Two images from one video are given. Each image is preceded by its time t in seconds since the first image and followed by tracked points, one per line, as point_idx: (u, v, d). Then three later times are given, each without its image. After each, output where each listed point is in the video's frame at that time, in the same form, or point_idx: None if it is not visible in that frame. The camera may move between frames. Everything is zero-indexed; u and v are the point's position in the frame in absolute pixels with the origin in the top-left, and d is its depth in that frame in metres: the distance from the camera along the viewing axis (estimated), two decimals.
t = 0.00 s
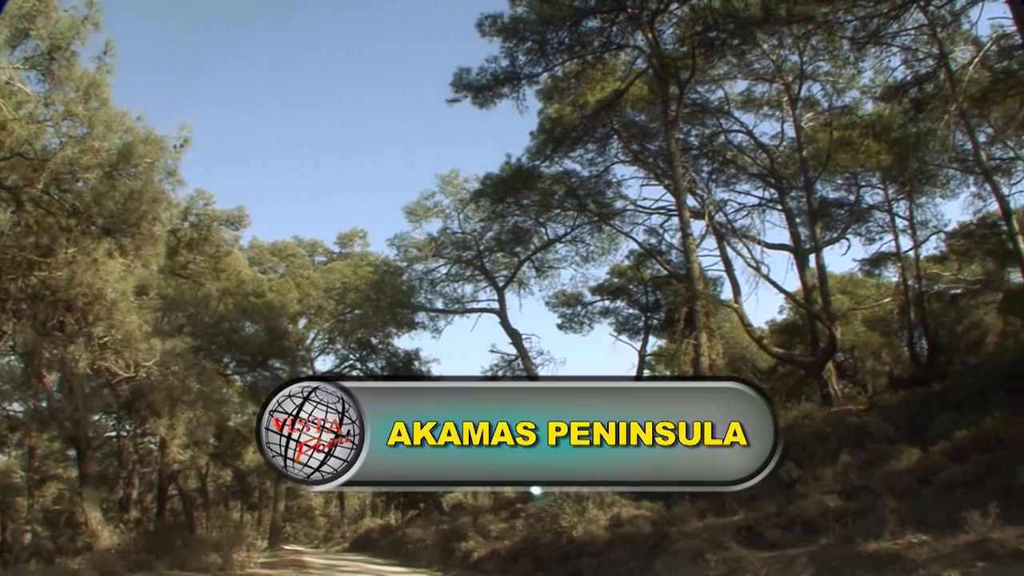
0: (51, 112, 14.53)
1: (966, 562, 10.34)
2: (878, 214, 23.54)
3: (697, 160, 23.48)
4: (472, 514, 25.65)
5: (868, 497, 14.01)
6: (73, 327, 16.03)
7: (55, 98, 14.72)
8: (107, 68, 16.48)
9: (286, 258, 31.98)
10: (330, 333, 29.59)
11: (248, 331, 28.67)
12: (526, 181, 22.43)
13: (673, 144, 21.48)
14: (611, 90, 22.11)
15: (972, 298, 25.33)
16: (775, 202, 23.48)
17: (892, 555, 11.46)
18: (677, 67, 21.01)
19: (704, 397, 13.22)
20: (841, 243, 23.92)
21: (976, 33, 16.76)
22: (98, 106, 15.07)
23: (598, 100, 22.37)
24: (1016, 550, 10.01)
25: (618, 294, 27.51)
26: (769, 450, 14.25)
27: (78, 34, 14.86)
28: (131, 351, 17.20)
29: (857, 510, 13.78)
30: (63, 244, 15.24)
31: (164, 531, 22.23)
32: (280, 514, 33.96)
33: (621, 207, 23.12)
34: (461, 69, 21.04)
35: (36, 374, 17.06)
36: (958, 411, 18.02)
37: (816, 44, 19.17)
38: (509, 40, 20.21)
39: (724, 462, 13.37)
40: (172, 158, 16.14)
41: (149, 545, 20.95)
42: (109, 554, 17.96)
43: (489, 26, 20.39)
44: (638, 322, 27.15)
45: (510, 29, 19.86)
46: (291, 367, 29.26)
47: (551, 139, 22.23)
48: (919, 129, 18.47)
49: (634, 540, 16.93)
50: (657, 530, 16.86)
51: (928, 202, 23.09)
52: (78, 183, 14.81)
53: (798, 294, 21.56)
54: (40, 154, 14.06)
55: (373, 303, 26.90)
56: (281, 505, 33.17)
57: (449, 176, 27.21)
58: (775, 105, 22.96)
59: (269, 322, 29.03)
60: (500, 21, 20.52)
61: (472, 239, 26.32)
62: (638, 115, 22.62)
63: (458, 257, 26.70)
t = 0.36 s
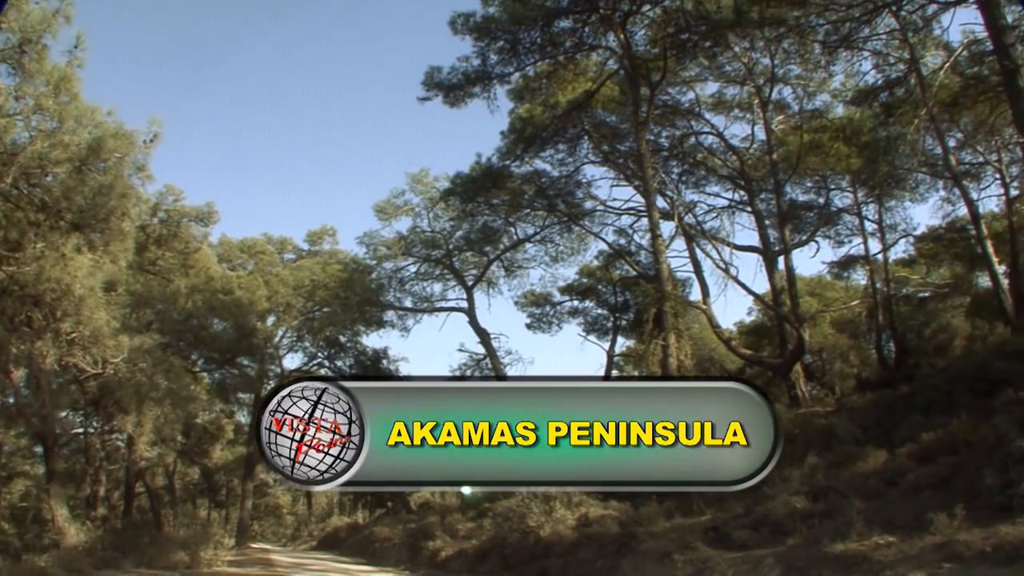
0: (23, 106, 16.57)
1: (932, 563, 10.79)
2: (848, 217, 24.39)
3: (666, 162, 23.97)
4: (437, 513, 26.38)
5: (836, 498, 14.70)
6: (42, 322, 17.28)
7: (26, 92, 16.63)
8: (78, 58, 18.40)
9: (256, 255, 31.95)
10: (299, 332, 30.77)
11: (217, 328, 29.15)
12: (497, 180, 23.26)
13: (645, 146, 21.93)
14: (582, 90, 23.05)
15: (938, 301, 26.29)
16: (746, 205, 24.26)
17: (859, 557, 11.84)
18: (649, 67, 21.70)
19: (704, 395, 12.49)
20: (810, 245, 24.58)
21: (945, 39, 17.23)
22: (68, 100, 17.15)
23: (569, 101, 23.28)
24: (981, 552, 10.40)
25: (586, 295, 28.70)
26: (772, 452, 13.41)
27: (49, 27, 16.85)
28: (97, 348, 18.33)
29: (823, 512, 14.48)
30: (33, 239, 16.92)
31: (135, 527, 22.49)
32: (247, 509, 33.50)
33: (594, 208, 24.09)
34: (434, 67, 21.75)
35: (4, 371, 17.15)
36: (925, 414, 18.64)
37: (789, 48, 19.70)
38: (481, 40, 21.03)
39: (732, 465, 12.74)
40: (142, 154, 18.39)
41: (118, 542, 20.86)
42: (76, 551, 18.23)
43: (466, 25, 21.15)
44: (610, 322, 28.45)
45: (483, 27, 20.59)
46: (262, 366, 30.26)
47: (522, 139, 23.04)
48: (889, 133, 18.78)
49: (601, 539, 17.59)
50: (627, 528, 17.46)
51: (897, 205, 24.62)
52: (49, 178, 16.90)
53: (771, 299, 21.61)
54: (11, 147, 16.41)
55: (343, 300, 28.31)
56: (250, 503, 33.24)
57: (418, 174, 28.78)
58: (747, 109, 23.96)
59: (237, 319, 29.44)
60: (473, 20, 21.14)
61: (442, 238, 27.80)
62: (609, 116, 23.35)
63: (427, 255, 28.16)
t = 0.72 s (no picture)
0: None
1: (897, 565, 10.97)
2: (817, 219, 24.60)
3: (636, 162, 24.34)
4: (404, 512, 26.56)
5: (801, 499, 14.95)
6: (10, 318, 17.34)
7: None
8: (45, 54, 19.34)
9: (224, 252, 32.37)
10: (266, 329, 30.90)
11: (184, 324, 28.95)
12: (465, 179, 23.47)
13: (614, 146, 22.13)
14: (553, 91, 22.96)
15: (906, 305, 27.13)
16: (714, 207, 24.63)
17: (825, 558, 12.01)
18: (619, 69, 21.84)
19: (704, 395, 12.50)
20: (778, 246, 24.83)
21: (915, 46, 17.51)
22: (37, 95, 18.05)
23: (539, 100, 23.36)
24: (946, 554, 10.55)
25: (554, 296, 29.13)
26: (770, 456, 12.81)
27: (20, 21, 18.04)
28: (64, 343, 18.37)
29: (789, 513, 14.69)
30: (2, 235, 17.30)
31: (101, 523, 22.50)
32: (214, 506, 33.33)
33: (562, 209, 24.36)
34: (404, 65, 21.82)
35: None
36: (890, 416, 18.96)
37: (758, 50, 20.17)
38: (451, 38, 21.15)
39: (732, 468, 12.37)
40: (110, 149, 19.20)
41: (82, 538, 20.70)
42: (42, 549, 18.92)
43: (435, 24, 21.09)
44: (576, 322, 28.85)
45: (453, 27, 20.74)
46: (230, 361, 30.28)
47: (493, 139, 23.23)
48: (859, 137, 19.19)
49: (566, 540, 17.82)
50: (592, 529, 17.69)
51: (865, 209, 25.07)
52: (18, 171, 17.77)
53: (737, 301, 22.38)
54: None
55: (310, 297, 28.68)
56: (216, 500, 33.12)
57: (387, 173, 29.36)
58: (716, 109, 24.08)
59: (205, 315, 29.33)
60: (444, 19, 21.22)
61: (410, 237, 28.32)
62: (579, 117, 23.67)
63: (395, 254, 28.67)
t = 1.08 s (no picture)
0: None
1: (862, 566, 11.33)
2: (783, 222, 25.15)
3: (603, 163, 24.71)
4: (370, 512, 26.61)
5: (766, 501, 15.33)
6: None
7: None
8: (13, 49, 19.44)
9: (189, 249, 32.07)
10: (233, 327, 30.67)
11: (149, 321, 28.28)
12: (433, 178, 23.64)
13: (582, 148, 22.29)
14: (521, 91, 23.19)
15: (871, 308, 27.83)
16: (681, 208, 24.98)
17: (789, 558, 12.34)
18: (588, 71, 22.09)
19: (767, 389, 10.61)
20: (743, 248, 25.41)
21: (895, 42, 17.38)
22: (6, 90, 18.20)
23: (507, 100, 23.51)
24: (910, 555, 10.97)
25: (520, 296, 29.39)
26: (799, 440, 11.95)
27: None
28: (30, 339, 18.15)
29: (755, 513, 15.03)
30: None
31: (65, 521, 22.31)
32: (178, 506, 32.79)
33: (527, 209, 24.57)
34: (373, 64, 21.89)
35: None
36: (855, 418, 19.43)
37: (726, 52, 20.60)
38: (420, 38, 21.25)
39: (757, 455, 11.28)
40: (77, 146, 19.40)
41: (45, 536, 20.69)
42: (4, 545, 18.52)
43: (404, 23, 21.34)
44: (541, 323, 29.00)
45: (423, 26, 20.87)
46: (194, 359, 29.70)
47: (460, 138, 23.33)
48: (825, 141, 19.67)
49: (530, 540, 17.99)
50: (557, 529, 17.89)
51: (830, 213, 25.65)
52: None
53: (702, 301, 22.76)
54: None
55: (275, 296, 28.53)
56: (180, 499, 32.73)
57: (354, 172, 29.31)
58: (684, 112, 24.53)
59: (171, 313, 28.94)
60: (413, 18, 21.39)
61: (377, 236, 28.30)
62: (546, 117, 23.86)
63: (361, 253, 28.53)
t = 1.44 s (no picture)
0: None
1: (833, 567, 11.62)
2: (755, 224, 25.42)
3: (577, 164, 24.97)
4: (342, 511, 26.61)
5: (738, 501, 15.62)
6: None
7: None
8: None
9: (161, 246, 31.70)
10: (204, 325, 30.74)
11: (121, 319, 27.90)
12: (405, 177, 23.83)
13: (555, 148, 22.41)
14: (497, 91, 23.16)
15: (842, 310, 28.31)
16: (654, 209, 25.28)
17: (760, 559, 12.59)
18: (563, 71, 22.21)
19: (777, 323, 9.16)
20: (716, 250, 25.74)
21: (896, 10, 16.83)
22: None
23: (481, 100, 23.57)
24: (881, 556, 11.29)
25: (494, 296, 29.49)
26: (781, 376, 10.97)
27: None
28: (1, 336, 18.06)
29: (727, 514, 15.28)
30: None
31: (35, 519, 22.08)
32: (148, 505, 32.63)
33: (499, 209, 24.70)
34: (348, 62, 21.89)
35: None
36: (826, 420, 19.79)
37: (701, 56, 20.87)
38: (395, 36, 21.26)
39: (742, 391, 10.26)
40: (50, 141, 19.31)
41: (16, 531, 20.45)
42: None
43: (379, 22, 21.44)
44: (513, 323, 29.18)
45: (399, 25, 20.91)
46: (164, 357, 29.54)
47: (434, 137, 23.47)
48: (797, 145, 20.06)
49: (501, 539, 18.13)
50: (529, 529, 18.04)
51: (802, 215, 26.03)
52: None
53: (675, 304, 23.01)
54: None
55: (247, 294, 28.37)
56: (150, 499, 32.54)
57: (328, 169, 29.21)
58: (658, 113, 24.77)
59: (143, 311, 28.58)
60: (388, 17, 21.47)
61: (350, 234, 28.24)
62: (520, 118, 24.02)
63: (334, 251, 28.43)
